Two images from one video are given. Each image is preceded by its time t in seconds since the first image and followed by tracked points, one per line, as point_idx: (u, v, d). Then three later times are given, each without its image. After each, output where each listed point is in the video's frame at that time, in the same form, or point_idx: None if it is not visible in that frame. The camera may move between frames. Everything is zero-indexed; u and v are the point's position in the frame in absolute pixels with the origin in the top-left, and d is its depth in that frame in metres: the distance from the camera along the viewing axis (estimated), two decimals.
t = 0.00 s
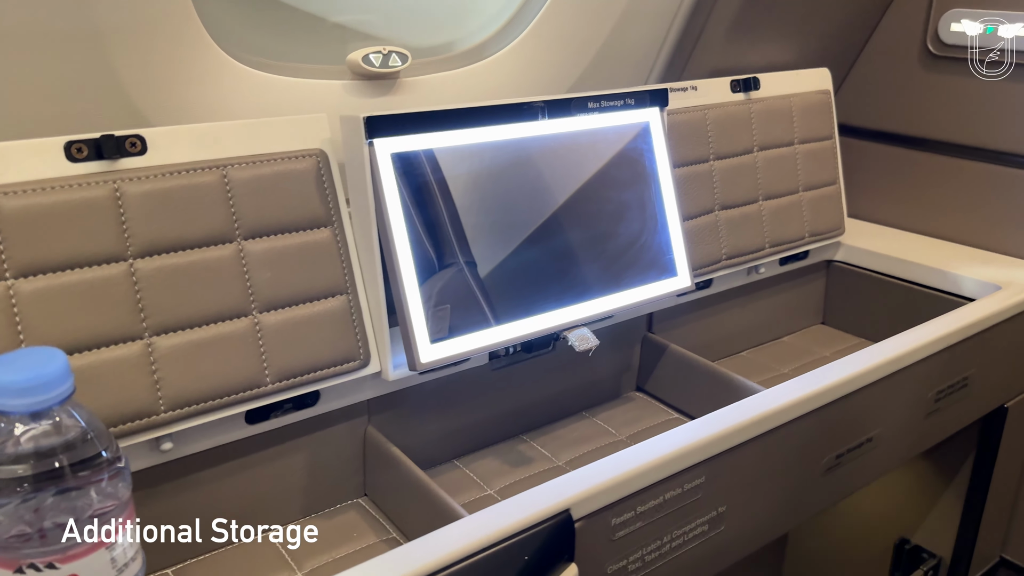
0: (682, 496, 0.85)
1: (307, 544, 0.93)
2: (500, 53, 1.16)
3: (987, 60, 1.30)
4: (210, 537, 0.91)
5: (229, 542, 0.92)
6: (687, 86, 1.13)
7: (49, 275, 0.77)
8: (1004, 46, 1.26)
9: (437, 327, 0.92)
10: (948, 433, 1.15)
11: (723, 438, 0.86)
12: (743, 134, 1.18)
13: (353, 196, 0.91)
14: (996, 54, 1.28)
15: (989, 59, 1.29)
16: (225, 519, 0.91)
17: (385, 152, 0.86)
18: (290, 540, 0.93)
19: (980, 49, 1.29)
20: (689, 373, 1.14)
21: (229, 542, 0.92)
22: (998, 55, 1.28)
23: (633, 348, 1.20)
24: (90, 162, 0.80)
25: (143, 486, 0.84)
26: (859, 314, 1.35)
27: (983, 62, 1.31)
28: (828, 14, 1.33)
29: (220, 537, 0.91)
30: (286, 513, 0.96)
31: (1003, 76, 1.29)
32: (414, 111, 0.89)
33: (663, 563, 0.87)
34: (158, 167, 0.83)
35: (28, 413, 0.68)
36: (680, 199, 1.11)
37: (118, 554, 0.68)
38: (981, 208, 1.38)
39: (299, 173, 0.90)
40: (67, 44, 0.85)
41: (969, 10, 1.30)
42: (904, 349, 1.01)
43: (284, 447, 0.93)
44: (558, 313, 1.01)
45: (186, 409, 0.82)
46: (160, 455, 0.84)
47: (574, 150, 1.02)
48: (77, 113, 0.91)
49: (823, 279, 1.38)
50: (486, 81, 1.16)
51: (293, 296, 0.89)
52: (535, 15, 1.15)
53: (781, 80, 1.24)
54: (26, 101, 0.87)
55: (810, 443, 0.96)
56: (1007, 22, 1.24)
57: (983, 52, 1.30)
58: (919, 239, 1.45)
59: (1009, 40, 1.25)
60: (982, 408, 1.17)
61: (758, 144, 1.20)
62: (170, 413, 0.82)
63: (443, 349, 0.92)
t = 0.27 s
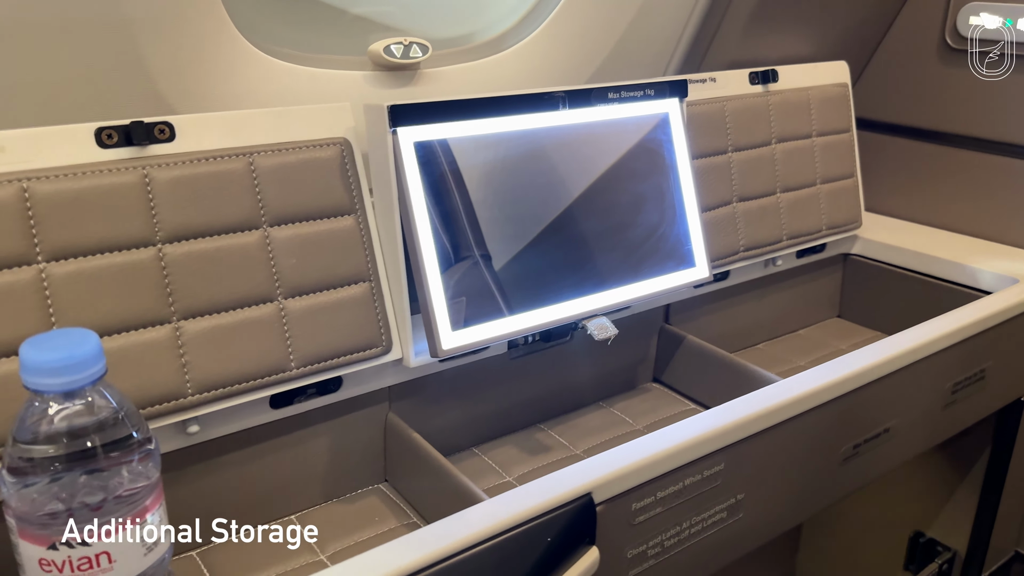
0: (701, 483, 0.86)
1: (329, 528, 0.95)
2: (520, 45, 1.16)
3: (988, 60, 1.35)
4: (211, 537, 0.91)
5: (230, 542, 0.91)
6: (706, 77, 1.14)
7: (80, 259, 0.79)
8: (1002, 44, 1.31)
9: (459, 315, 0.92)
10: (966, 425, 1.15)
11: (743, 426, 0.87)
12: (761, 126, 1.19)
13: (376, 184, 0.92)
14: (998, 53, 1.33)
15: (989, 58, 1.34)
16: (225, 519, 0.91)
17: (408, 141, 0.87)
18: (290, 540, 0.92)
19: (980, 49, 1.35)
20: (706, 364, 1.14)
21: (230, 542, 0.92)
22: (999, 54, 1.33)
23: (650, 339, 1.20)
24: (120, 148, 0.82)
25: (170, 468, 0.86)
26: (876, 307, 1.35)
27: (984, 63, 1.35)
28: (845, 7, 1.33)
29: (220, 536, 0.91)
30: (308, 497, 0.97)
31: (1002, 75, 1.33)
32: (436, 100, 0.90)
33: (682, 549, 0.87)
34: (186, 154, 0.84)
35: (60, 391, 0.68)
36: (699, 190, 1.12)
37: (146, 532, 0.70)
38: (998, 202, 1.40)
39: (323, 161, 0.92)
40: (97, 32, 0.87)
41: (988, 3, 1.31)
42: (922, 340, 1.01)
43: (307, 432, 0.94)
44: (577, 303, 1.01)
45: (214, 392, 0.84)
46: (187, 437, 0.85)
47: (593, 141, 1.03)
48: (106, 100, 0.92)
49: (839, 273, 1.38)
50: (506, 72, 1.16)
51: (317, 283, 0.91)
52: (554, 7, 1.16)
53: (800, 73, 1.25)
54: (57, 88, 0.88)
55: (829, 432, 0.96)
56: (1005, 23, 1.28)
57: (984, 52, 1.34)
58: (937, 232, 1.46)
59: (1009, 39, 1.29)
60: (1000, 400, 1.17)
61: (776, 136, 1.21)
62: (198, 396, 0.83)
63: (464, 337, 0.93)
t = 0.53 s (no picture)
0: (717, 475, 0.87)
1: (348, 518, 0.96)
2: (537, 40, 1.17)
3: (988, 59, 1.38)
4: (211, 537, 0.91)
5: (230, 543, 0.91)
6: (722, 74, 1.14)
7: (107, 250, 0.80)
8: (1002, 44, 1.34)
9: (476, 309, 0.93)
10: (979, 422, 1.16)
11: (759, 419, 0.88)
12: (777, 123, 1.19)
13: (395, 179, 0.93)
14: (998, 52, 1.36)
15: (989, 58, 1.37)
16: (225, 519, 0.91)
17: (427, 136, 0.88)
18: (290, 540, 0.92)
19: (979, 48, 1.38)
20: (720, 359, 1.15)
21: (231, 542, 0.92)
22: (1000, 54, 1.36)
23: (664, 334, 1.21)
24: (145, 142, 0.83)
25: (193, 457, 0.87)
26: (890, 304, 1.35)
27: (984, 63, 1.39)
28: (861, 4, 1.33)
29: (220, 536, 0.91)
30: (327, 487, 0.99)
31: (1002, 76, 1.36)
32: (455, 96, 0.90)
33: (697, 541, 0.88)
34: (210, 148, 0.86)
35: (88, 380, 0.70)
36: (715, 186, 1.13)
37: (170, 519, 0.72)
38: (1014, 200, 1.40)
39: (344, 155, 0.93)
40: (123, 27, 0.88)
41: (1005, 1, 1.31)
42: (938, 336, 1.02)
43: (326, 422, 0.96)
44: (593, 298, 1.02)
45: (236, 382, 0.85)
46: (209, 427, 0.87)
47: (609, 137, 1.03)
48: (130, 94, 0.93)
49: (854, 270, 1.39)
50: (523, 68, 1.17)
51: (338, 276, 0.92)
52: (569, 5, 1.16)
53: (815, 70, 1.25)
54: (83, 82, 0.89)
55: (843, 426, 0.97)
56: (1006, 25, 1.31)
57: (984, 51, 1.38)
58: (953, 231, 1.47)
59: (1010, 39, 1.32)
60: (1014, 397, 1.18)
61: (791, 133, 1.21)
62: (221, 386, 0.84)
63: (481, 330, 0.94)
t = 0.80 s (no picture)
0: (731, 469, 0.87)
1: (365, 510, 0.97)
2: (552, 38, 1.18)
3: (988, 59, 1.40)
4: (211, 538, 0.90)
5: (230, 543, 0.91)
6: (736, 72, 1.15)
7: (132, 244, 0.82)
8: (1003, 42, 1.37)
9: (492, 304, 0.94)
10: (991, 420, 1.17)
11: (773, 415, 0.88)
12: (791, 121, 1.20)
13: (414, 174, 0.95)
14: (998, 52, 1.38)
15: (989, 58, 1.40)
16: (225, 520, 0.91)
17: (445, 133, 0.89)
18: (290, 540, 0.91)
19: (980, 48, 1.41)
20: (733, 355, 1.16)
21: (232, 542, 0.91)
22: (1000, 53, 1.38)
23: (678, 330, 1.22)
24: (169, 137, 0.84)
25: (213, 448, 0.88)
26: (902, 303, 1.36)
27: (984, 63, 1.41)
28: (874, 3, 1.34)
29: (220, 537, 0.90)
30: (344, 479, 1.00)
31: (1001, 75, 1.38)
32: (473, 93, 0.91)
33: (711, 535, 0.89)
34: (232, 144, 0.87)
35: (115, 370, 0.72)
36: (729, 183, 1.13)
37: (194, 508, 0.74)
38: None
39: (363, 151, 0.94)
40: (146, 25, 0.90)
41: None
42: (951, 333, 1.02)
43: (344, 416, 0.97)
44: (608, 293, 1.03)
45: (257, 374, 0.86)
46: (230, 419, 0.88)
47: (624, 134, 1.04)
48: (154, 91, 0.95)
49: (867, 268, 1.39)
50: (539, 66, 1.18)
51: (356, 270, 0.93)
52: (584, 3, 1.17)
53: (829, 68, 1.26)
54: (107, 79, 0.91)
55: (857, 423, 0.97)
56: (1006, 25, 1.34)
57: (984, 51, 1.40)
58: (966, 229, 1.47)
59: (1009, 39, 1.35)
60: None
61: (805, 131, 1.22)
62: (242, 378, 0.86)
63: (497, 325, 0.95)
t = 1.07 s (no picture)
0: (744, 464, 0.88)
1: (380, 502, 0.98)
2: (566, 38, 1.19)
3: (989, 59, 1.42)
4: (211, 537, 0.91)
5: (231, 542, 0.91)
6: (749, 71, 1.16)
7: (155, 238, 0.83)
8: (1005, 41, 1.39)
9: (506, 300, 0.95)
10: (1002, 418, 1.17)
11: (785, 410, 0.89)
12: (803, 120, 1.21)
13: (430, 171, 0.96)
14: (999, 51, 1.41)
15: (989, 58, 1.42)
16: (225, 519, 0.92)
17: (461, 130, 0.90)
18: (290, 539, 0.91)
19: (980, 48, 1.43)
20: (744, 353, 1.16)
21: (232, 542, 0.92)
22: (1000, 53, 1.41)
23: (689, 328, 1.23)
24: (191, 134, 0.86)
25: (233, 440, 0.90)
26: (913, 301, 1.36)
27: (984, 63, 1.43)
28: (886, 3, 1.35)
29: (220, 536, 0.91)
30: (360, 472, 1.01)
31: (1001, 75, 1.41)
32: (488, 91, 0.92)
33: (723, 529, 0.90)
34: (253, 140, 0.88)
35: (138, 362, 0.73)
36: (741, 182, 1.14)
37: (215, 498, 0.75)
38: None
39: (381, 149, 0.95)
40: (170, 23, 0.91)
41: None
42: (962, 331, 1.03)
43: (360, 409, 0.98)
44: (621, 290, 1.04)
45: (276, 367, 0.88)
46: (249, 411, 0.89)
47: (638, 132, 1.05)
48: (176, 87, 0.96)
49: (878, 267, 1.40)
50: (553, 64, 1.19)
51: (374, 266, 0.94)
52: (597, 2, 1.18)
53: (841, 68, 1.26)
54: (131, 76, 0.93)
55: (868, 419, 0.98)
56: (1006, 25, 1.37)
57: (984, 51, 1.43)
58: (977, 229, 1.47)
59: (1009, 39, 1.38)
60: None
61: (817, 130, 1.23)
62: (262, 371, 0.87)
63: (511, 320, 0.96)
